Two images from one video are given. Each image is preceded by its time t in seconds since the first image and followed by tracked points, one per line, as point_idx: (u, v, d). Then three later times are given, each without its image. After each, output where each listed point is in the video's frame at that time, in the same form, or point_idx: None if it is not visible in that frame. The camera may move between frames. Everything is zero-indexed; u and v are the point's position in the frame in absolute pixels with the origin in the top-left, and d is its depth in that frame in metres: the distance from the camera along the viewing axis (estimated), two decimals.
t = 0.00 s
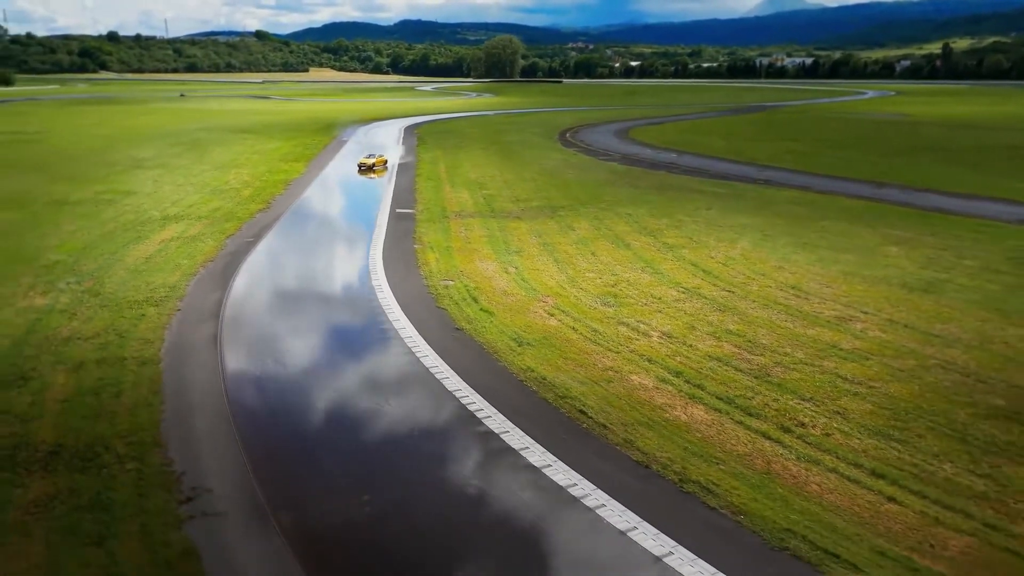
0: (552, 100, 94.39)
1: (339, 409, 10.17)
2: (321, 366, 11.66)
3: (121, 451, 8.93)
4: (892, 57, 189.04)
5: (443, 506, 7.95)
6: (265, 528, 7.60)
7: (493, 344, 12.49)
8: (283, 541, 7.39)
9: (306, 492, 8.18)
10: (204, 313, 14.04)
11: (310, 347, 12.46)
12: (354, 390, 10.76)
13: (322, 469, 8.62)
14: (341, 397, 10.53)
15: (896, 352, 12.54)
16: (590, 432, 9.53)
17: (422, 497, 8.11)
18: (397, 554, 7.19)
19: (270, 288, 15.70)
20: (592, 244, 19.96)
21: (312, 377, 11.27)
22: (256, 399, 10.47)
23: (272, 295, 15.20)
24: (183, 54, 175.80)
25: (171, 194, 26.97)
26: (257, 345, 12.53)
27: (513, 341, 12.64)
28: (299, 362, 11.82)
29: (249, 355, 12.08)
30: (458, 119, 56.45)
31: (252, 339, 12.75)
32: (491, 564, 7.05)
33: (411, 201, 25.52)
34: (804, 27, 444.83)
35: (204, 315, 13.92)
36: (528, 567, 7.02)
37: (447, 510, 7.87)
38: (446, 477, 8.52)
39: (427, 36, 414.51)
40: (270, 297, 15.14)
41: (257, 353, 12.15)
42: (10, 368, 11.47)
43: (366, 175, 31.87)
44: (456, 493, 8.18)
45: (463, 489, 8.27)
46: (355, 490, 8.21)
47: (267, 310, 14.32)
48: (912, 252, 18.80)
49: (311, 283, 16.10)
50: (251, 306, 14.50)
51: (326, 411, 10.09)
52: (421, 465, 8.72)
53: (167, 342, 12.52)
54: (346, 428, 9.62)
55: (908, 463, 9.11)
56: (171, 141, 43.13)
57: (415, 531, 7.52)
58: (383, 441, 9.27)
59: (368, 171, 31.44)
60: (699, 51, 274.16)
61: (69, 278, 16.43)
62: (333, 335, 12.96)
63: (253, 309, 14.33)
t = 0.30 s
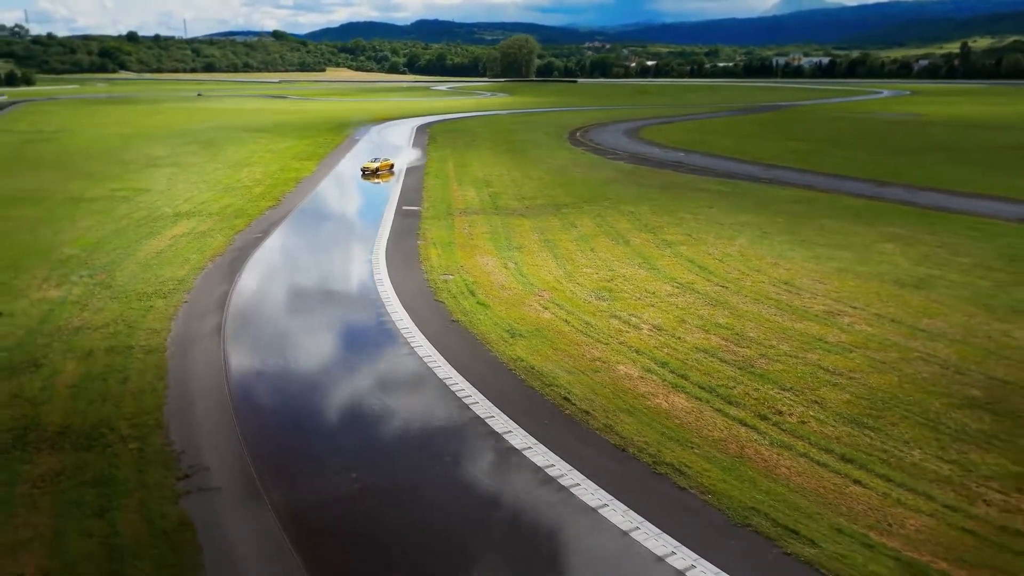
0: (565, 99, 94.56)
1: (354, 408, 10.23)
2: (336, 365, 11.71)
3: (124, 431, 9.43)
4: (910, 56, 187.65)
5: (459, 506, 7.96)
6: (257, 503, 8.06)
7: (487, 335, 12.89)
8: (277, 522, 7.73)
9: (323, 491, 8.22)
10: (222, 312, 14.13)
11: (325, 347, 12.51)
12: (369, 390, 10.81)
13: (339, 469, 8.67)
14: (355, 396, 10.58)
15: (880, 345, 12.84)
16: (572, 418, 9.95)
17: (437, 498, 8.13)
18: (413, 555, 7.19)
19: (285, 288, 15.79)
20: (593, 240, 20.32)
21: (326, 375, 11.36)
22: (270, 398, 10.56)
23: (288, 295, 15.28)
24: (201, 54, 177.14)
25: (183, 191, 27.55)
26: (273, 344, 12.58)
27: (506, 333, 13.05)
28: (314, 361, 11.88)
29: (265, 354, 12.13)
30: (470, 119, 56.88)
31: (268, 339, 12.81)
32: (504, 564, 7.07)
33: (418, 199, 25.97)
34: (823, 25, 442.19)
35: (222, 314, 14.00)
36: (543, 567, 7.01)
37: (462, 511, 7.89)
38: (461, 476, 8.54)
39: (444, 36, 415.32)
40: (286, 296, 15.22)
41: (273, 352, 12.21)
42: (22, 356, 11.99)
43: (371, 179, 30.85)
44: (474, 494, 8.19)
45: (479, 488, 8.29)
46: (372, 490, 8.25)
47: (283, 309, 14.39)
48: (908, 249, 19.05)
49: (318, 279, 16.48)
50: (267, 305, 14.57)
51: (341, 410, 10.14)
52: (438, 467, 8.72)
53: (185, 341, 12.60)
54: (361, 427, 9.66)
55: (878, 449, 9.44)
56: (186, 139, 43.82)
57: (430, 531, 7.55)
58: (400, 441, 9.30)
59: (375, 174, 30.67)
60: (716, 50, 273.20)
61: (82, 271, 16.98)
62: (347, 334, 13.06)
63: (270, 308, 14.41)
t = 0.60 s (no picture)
0: (579, 98, 94.87)
1: (371, 407, 10.31)
2: (354, 364, 11.80)
3: (130, 410, 10.04)
4: (930, 55, 186.32)
5: (473, 507, 7.99)
6: (250, 475, 8.64)
7: (479, 325, 13.42)
8: (272, 497, 8.19)
9: (339, 490, 8.28)
10: (242, 312, 14.23)
11: (343, 346, 12.60)
12: (385, 388, 10.90)
13: (357, 469, 8.71)
14: (372, 395, 10.67)
15: (860, 336, 13.27)
16: (553, 401, 10.48)
17: (451, 497, 8.17)
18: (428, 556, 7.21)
19: (303, 287, 15.89)
20: (591, 236, 20.83)
21: (342, 372, 11.48)
22: (286, 395, 10.70)
23: (306, 295, 15.39)
24: (220, 54, 178.73)
25: (197, 188, 28.27)
26: (293, 344, 12.66)
27: (498, 323, 13.58)
28: (332, 360, 11.96)
29: (284, 354, 12.22)
30: (483, 118, 57.42)
31: (288, 339, 12.89)
32: (516, 563, 7.09)
33: (425, 196, 26.52)
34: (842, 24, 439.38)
35: (242, 314, 14.11)
36: (555, 566, 7.04)
37: (476, 511, 7.91)
38: (476, 476, 8.58)
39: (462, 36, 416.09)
40: (304, 296, 15.33)
41: (292, 352, 12.30)
42: (38, 341, 12.64)
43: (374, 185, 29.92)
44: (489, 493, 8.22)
45: (493, 487, 8.34)
46: (387, 489, 8.29)
47: (302, 309, 14.49)
48: (901, 246, 19.42)
49: (325, 273, 16.99)
50: (286, 305, 14.67)
51: (358, 409, 10.21)
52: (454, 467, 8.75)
53: (206, 340, 12.71)
54: (378, 426, 9.73)
55: (844, 431, 9.89)
56: (202, 138, 44.62)
57: (444, 532, 7.58)
58: (416, 441, 9.36)
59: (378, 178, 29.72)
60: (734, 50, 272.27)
61: (96, 263, 17.66)
62: (363, 332, 13.19)
63: (289, 308, 14.51)
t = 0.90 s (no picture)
0: (591, 97, 95.18)
1: (385, 404, 10.37)
2: (368, 360, 11.87)
3: (139, 391, 10.62)
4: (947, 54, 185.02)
5: (488, 505, 8.00)
6: (248, 450, 9.17)
7: (475, 316, 13.91)
8: (271, 476, 8.62)
9: (351, 486, 8.34)
10: (258, 308, 14.30)
11: (358, 342, 12.65)
12: (400, 385, 10.96)
13: (371, 466, 8.76)
14: (386, 391, 10.74)
15: (844, 328, 13.67)
16: (539, 385, 10.99)
17: (465, 496, 8.18)
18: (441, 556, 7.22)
19: (319, 284, 15.96)
20: (591, 231, 21.29)
21: (357, 368, 11.55)
22: (302, 391, 10.78)
23: (320, 290, 15.49)
24: (236, 52, 180.03)
25: (210, 184, 28.93)
26: (309, 341, 12.71)
27: (494, 313, 14.07)
28: (346, 357, 12.02)
29: (300, 350, 12.28)
30: (494, 116, 57.92)
31: (303, 335, 12.95)
32: (530, 565, 7.08)
33: (431, 192, 27.07)
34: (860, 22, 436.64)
35: (259, 311, 14.18)
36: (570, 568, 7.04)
37: (489, 510, 7.93)
38: (491, 475, 8.59)
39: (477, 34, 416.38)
40: (320, 292, 15.39)
41: (305, 348, 12.42)
42: (53, 328, 13.25)
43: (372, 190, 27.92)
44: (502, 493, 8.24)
45: (507, 485, 8.38)
46: (401, 487, 8.33)
47: (318, 306, 14.56)
48: (895, 242, 19.75)
49: (332, 266, 17.44)
50: (302, 302, 14.73)
51: (372, 406, 10.27)
52: (467, 466, 8.78)
53: (223, 337, 12.79)
54: (391, 423, 9.77)
55: (817, 415, 10.33)
56: (216, 136, 45.38)
57: (457, 530, 7.59)
58: (431, 439, 9.39)
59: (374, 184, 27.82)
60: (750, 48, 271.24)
61: (110, 256, 18.29)
62: (378, 329, 13.26)
63: (305, 305, 14.58)
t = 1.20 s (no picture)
0: (604, 93, 95.41)
1: (398, 400, 10.48)
2: (381, 357, 12.00)
3: (149, 371, 11.25)
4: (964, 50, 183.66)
5: (501, 503, 8.07)
6: (249, 426, 9.77)
7: (472, 304, 14.45)
8: (270, 450, 9.19)
9: (365, 483, 8.46)
10: (272, 304, 14.48)
11: (372, 339, 12.79)
12: (414, 381, 11.07)
13: (383, 461, 8.88)
14: (400, 387, 10.85)
15: (827, 317, 14.13)
16: (527, 367, 11.55)
17: (479, 493, 8.24)
18: (453, 555, 7.23)
19: (334, 282, 16.10)
20: (591, 224, 21.78)
21: (371, 364, 11.68)
22: (318, 388, 10.91)
23: (335, 288, 15.67)
24: (252, 49, 181.22)
25: (222, 178, 29.61)
26: (324, 338, 12.84)
27: (490, 302, 14.61)
28: (361, 354, 12.14)
29: (315, 347, 12.40)
30: (505, 112, 58.42)
31: (318, 332, 13.08)
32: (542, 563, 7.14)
33: (437, 186, 27.63)
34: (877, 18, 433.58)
35: (270, 305, 14.49)
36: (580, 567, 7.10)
37: (503, 508, 7.97)
38: (504, 472, 8.65)
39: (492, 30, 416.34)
40: (334, 290, 15.55)
41: (321, 344, 12.57)
42: (68, 314, 13.89)
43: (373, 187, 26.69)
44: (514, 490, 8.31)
45: (519, 482, 8.44)
46: (415, 485, 8.40)
47: (332, 303, 14.69)
48: (888, 235, 20.14)
49: (339, 258, 17.94)
50: (317, 299, 14.87)
51: (386, 403, 10.37)
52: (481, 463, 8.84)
53: (239, 332, 12.94)
54: (405, 420, 9.86)
55: (791, 397, 10.80)
56: (230, 131, 46.14)
57: (468, 526, 7.69)
58: (445, 436, 9.45)
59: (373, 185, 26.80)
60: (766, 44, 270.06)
61: (124, 246, 18.94)
62: (391, 326, 13.38)
63: (320, 302, 14.72)
